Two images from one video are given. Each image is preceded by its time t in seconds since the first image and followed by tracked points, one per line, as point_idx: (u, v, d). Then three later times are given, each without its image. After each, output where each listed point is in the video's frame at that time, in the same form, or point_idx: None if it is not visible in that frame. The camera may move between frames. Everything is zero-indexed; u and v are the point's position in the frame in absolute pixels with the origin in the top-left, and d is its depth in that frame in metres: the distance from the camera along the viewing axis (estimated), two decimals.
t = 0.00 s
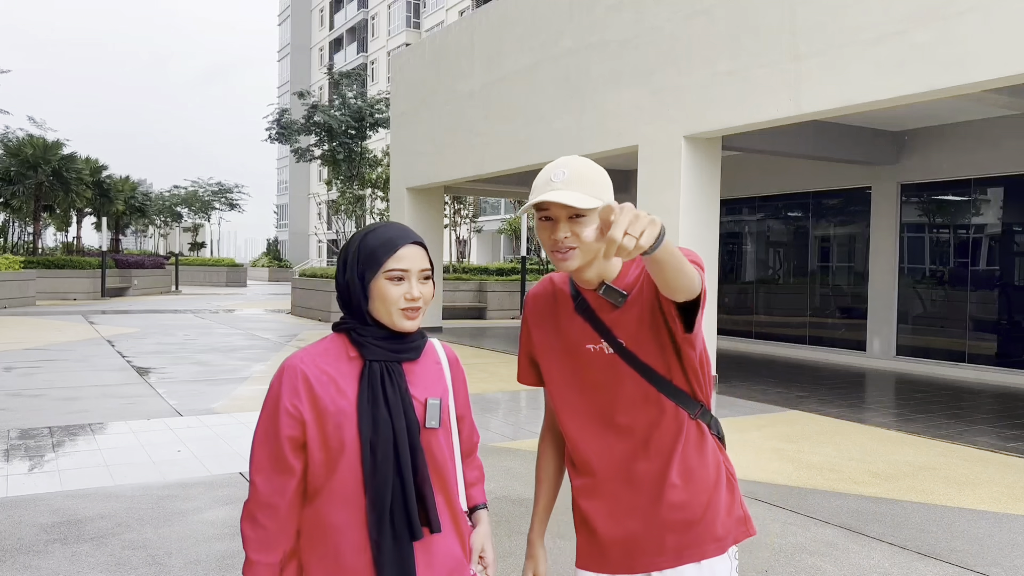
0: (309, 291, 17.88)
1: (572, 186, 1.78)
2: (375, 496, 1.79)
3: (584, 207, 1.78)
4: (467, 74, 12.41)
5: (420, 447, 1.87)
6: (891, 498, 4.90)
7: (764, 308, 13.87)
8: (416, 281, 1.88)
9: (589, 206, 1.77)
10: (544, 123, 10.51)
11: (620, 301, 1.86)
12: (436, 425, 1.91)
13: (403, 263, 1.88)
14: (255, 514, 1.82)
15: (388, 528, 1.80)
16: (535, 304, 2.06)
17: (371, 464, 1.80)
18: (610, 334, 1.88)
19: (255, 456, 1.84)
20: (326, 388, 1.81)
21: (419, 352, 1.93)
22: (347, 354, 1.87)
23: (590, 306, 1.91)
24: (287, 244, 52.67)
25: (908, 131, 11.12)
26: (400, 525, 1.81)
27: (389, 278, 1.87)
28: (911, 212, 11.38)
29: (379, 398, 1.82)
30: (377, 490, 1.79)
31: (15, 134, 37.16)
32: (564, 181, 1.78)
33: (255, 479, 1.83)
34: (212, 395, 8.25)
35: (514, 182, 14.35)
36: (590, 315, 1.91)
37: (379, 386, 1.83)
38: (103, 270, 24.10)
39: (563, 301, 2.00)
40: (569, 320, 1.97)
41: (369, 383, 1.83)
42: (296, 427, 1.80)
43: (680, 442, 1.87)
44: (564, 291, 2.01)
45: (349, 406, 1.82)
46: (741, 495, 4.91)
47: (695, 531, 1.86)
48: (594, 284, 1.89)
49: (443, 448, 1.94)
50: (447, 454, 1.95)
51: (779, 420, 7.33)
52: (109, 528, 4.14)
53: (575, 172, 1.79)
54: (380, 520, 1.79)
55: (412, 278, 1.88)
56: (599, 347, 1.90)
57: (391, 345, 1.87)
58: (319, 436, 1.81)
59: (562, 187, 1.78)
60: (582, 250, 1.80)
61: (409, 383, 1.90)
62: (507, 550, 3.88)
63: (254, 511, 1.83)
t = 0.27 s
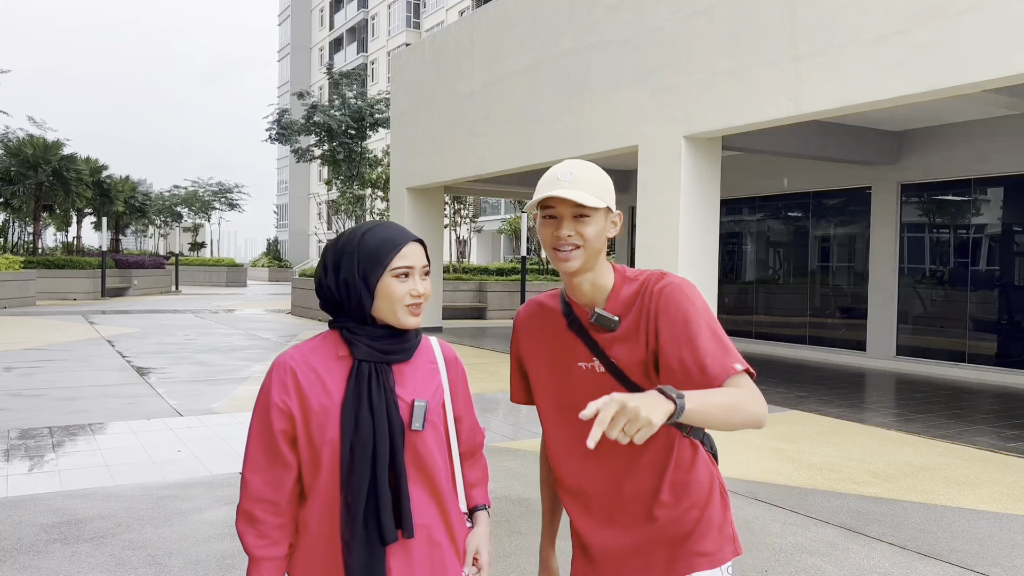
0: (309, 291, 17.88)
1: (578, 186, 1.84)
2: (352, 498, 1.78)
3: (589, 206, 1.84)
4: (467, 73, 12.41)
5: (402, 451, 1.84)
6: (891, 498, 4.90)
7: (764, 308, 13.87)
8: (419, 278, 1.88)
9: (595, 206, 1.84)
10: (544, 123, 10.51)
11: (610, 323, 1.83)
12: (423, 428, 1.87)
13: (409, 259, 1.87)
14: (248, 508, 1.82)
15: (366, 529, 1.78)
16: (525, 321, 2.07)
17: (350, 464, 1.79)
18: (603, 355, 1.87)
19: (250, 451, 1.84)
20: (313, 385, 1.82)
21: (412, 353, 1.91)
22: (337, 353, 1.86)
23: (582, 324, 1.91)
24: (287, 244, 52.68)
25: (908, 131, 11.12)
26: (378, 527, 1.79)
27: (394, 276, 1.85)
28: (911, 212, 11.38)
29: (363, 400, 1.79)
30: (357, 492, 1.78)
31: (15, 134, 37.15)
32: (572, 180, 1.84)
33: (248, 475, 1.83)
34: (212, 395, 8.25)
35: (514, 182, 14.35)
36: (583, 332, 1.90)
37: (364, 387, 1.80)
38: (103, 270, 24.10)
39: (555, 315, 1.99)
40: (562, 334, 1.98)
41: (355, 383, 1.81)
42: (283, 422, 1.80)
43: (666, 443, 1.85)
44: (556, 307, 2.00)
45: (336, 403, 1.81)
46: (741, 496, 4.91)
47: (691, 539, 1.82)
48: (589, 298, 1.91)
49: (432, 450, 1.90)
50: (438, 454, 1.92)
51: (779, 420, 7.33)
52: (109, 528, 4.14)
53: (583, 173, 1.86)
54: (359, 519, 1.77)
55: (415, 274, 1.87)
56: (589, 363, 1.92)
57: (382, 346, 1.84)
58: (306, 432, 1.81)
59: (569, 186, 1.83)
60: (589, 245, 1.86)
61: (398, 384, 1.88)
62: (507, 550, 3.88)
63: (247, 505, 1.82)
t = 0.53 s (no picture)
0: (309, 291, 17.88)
1: (604, 141, 1.91)
2: (349, 499, 1.78)
3: (615, 158, 1.91)
4: (467, 74, 12.41)
5: (400, 451, 1.84)
6: (891, 498, 4.90)
7: (764, 308, 13.87)
8: (419, 274, 1.90)
9: (621, 158, 1.91)
10: (544, 123, 10.50)
11: (621, 277, 1.91)
12: (418, 427, 1.87)
13: (411, 256, 1.88)
14: (246, 510, 1.82)
15: (362, 529, 1.77)
16: (528, 295, 2.06)
17: (349, 465, 1.79)
18: (605, 309, 1.92)
19: (247, 450, 1.84)
20: (310, 384, 1.82)
21: (409, 352, 1.90)
22: (335, 353, 1.86)
23: (590, 282, 1.95)
24: (287, 244, 52.66)
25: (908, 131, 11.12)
26: (375, 527, 1.78)
27: (398, 272, 1.86)
28: (911, 212, 11.38)
29: (361, 400, 1.79)
30: (354, 492, 1.77)
31: (15, 134, 37.15)
32: (598, 135, 1.91)
33: (246, 476, 1.83)
34: (212, 395, 8.25)
35: (515, 182, 14.34)
36: (586, 286, 1.95)
37: (362, 388, 1.80)
38: (103, 270, 24.09)
39: (563, 282, 2.00)
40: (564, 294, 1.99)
41: (354, 385, 1.81)
42: (283, 420, 1.81)
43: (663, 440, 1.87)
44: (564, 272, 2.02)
45: (335, 403, 1.81)
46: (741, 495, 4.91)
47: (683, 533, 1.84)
48: (603, 257, 1.96)
49: (429, 451, 1.90)
50: (435, 454, 1.92)
51: (779, 419, 7.33)
52: (110, 528, 4.14)
53: (608, 127, 1.92)
54: (357, 519, 1.77)
55: (416, 271, 1.89)
56: (588, 323, 1.94)
57: (379, 345, 1.85)
58: (304, 430, 1.81)
59: (596, 140, 1.90)
60: (612, 201, 1.94)
61: (394, 384, 1.87)
62: (507, 550, 3.88)
63: (243, 506, 1.82)
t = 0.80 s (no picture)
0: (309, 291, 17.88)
1: (613, 148, 1.88)
2: (353, 499, 1.78)
3: (625, 166, 1.89)
4: (467, 74, 12.41)
5: (403, 450, 1.84)
6: (891, 498, 4.90)
7: (764, 308, 13.87)
8: (419, 273, 1.90)
9: (630, 165, 1.88)
10: (544, 123, 10.50)
11: (643, 283, 1.92)
12: (421, 427, 1.87)
13: (412, 254, 1.88)
14: (244, 513, 1.82)
15: (367, 529, 1.78)
16: (532, 292, 2.00)
17: (352, 466, 1.79)
18: (623, 313, 1.90)
19: (245, 452, 1.84)
20: (312, 386, 1.81)
21: (408, 354, 1.90)
22: (336, 354, 1.85)
23: (606, 283, 1.93)
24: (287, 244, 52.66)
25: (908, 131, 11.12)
26: (380, 526, 1.78)
27: (400, 271, 1.86)
28: (911, 212, 11.38)
29: (364, 400, 1.79)
30: (359, 492, 1.77)
31: (15, 134, 37.14)
32: (607, 143, 1.89)
33: (244, 478, 1.83)
34: (212, 395, 8.25)
35: (515, 182, 14.34)
36: (602, 288, 1.92)
37: (366, 388, 1.80)
38: (103, 270, 24.08)
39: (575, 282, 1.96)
40: (576, 295, 1.95)
41: (357, 385, 1.81)
42: (284, 422, 1.80)
43: (667, 439, 1.88)
44: (572, 269, 1.97)
45: (337, 404, 1.81)
46: (741, 495, 4.91)
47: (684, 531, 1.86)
48: (623, 263, 1.94)
49: (430, 451, 1.91)
50: (435, 454, 1.92)
51: (779, 419, 7.33)
52: (110, 528, 4.14)
53: (617, 134, 1.90)
54: (361, 519, 1.77)
55: (417, 269, 1.89)
56: (606, 327, 1.90)
57: (381, 345, 1.85)
58: (305, 431, 1.81)
59: (606, 149, 1.88)
60: (626, 210, 1.92)
61: (396, 384, 1.88)
62: (507, 550, 3.88)
63: (241, 508, 1.82)
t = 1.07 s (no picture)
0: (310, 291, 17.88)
1: (594, 165, 1.87)
2: (354, 500, 1.78)
3: (603, 184, 1.85)
4: (467, 74, 12.41)
5: (404, 452, 1.84)
6: (891, 498, 4.90)
7: (765, 308, 13.88)
8: (423, 276, 1.89)
9: (608, 182, 1.85)
10: (544, 123, 10.50)
11: (657, 282, 1.90)
12: (423, 428, 1.87)
13: (415, 257, 1.88)
14: (242, 515, 1.82)
15: (368, 532, 1.77)
16: (547, 283, 1.96)
17: (354, 467, 1.79)
18: (636, 311, 1.88)
19: (245, 453, 1.84)
20: (314, 387, 1.81)
21: (409, 356, 1.90)
22: (338, 355, 1.84)
23: (620, 280, 1.91)
24: (287, 244, 52.67)
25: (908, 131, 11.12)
26: (380, 530, 1.78)
27: (405, 273, 1.86)
28: (911, 212, 11.38)
29: (365, 402, 1.79)
30: (360, 494, 1.77)
31: (15, 134, 37.14)
32: (586, 161, 1.88)
33: (243, 480, 1.83)
34: (212, 395, 8.25)
35: (515, 182, 14.34)
36: (618, 285, 1.90)
37: (368, 390, 1.80)
38: (103, 270, 24.08)
39: (590, 275, 1.93)
40: (590, 290, 1.92)
41: (359, 386, 1.81)
42: (285, 422, 1.80)
43: (673, 442, 1.88)
44: (587, 262, 1.95)
45: (338, 405, 1.81)
46: (741, 496, 4.91)
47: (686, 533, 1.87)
48: (636, 263, 1.93)
49: (431, 453, 1.91)
50: (437, 455, 1.92)
51: (779, 420, 7.33)
52: (110, 528, 4.14)
53: (597, 149, 1.88)
54: (362, 521, 1.77)
55: (420, 272, 1.88)
56: (617, 321, 1.88)
57: (383, 346, 1.84)
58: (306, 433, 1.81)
59: (584, 168, 1.87)
60: (612, 224, 1.88)
61: (397, 386, 1.87)
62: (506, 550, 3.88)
63: (240, 510, 1.82)
